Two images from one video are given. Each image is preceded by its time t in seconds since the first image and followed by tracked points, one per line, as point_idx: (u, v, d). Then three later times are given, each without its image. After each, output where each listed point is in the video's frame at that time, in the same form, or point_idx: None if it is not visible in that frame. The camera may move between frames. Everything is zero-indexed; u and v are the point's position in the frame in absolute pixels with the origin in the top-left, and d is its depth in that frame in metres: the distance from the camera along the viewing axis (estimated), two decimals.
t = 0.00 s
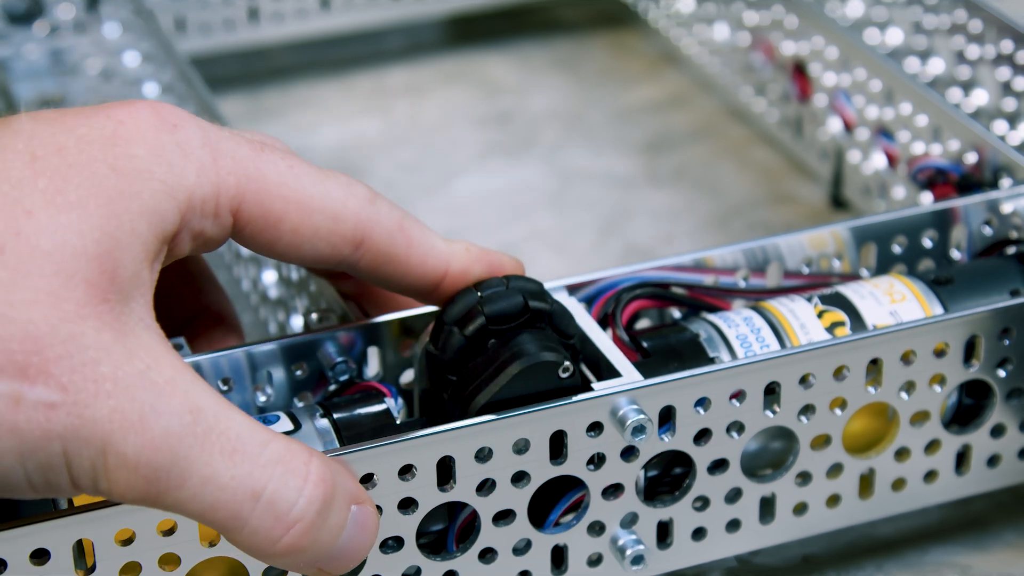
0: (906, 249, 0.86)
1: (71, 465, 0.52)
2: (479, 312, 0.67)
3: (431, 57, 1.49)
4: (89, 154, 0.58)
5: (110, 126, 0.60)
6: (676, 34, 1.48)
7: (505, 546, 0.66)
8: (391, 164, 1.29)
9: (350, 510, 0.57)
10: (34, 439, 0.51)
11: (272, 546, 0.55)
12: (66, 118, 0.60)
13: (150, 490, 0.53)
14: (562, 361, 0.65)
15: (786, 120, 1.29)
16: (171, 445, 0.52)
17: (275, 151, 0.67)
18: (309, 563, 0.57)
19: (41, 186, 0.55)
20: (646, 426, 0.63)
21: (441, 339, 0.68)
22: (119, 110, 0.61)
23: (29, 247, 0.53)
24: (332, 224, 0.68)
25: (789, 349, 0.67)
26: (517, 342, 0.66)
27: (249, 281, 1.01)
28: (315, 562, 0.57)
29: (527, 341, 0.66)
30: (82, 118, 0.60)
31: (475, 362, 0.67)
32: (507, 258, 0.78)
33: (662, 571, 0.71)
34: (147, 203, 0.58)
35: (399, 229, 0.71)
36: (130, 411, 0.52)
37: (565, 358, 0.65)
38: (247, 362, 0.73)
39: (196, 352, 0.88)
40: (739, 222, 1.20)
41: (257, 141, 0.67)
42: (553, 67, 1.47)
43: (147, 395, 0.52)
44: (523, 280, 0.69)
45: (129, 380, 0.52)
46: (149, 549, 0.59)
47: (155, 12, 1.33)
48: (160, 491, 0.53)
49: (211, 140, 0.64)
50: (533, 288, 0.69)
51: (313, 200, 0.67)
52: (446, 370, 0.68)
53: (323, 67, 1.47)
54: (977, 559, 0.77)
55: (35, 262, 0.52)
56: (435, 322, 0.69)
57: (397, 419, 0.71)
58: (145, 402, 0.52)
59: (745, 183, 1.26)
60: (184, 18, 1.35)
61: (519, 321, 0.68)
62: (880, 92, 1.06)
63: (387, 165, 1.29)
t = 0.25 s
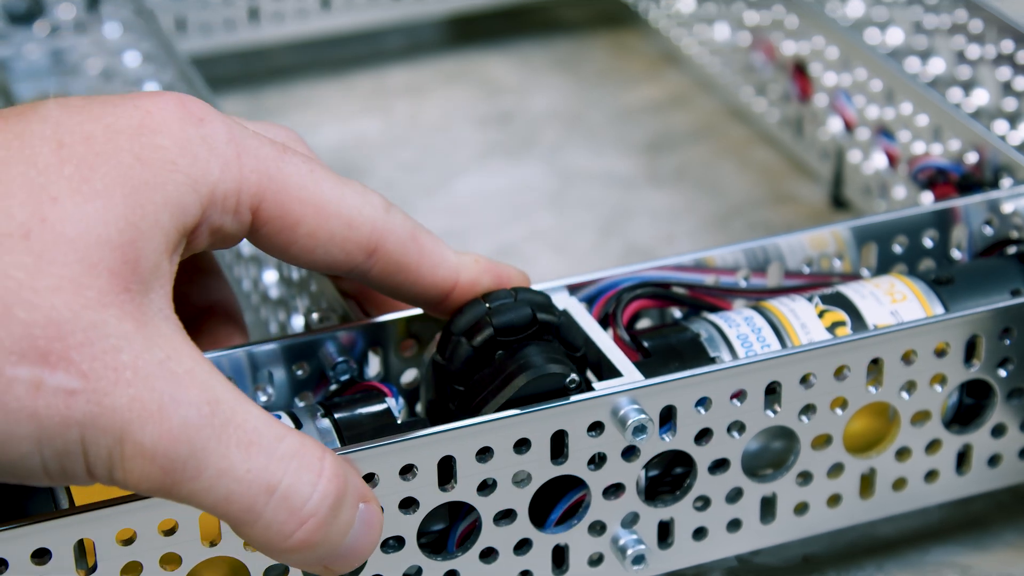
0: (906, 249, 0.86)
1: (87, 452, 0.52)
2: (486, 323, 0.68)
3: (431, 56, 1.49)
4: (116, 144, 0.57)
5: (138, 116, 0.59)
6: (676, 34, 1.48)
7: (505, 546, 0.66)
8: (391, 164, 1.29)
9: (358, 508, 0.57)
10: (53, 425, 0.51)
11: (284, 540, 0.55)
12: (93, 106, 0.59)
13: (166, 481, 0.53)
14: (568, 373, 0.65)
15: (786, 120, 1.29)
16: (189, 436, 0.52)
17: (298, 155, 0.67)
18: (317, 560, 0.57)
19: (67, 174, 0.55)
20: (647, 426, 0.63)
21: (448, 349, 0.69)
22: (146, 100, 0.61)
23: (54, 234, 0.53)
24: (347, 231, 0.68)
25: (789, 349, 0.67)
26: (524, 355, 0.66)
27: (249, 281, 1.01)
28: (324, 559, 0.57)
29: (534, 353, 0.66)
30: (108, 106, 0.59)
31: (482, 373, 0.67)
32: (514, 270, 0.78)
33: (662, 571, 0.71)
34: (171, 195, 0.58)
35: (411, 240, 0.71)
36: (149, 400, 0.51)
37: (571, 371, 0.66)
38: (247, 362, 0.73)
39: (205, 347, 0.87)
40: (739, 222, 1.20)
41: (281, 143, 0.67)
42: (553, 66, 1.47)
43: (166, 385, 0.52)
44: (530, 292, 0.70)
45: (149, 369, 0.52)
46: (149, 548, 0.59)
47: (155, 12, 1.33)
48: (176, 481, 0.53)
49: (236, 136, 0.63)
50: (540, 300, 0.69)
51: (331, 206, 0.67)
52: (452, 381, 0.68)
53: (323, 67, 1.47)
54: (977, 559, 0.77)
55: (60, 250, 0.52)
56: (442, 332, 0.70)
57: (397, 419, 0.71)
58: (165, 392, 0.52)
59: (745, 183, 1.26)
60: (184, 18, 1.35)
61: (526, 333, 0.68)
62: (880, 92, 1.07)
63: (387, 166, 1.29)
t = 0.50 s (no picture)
0: (906, 249, 0.86)
1: (86, 453, 0.52)
2: (486, 323, 0.68)
3: (431, 57, 1.49)
4: (117, 147, 0.57)
5: (139, 120, 0.59)
6: (677, 34, 1.48)
7: (505, 546, 0.66)
8: (391, 164, 1.29)
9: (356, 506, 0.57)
10: (51, 426, 0.51)
11: (282, 539, 0.55)
12: (95, 109, 0.59)
13: (164, 480, 0.53)
14: (568, 374, 0.65)
15: (786, 120, 1.29)
16: (188, 435, 0.52)
17: (298, 160, 0.67)
18: (316, 558, 0.57)
19: (68, 176, 0.55)
20: (647, 426, 0.63)
21: (448, 350, 0.69)
22: (148, 104, 0.61)
23: (53, 236, 0.53)
24: (347, 236, 0.67)
25: (789, 349, 0.67)
26: (524, 355, 0.66)
27: (249, 281, 1.01)
28: (323, 557, 0.57)
29: (533, 353, 0.66)
30: (109, 109, 0.59)
31: (482, 373, 0.67)
32: (514, 270, 0.78)
33: (662, 571, 0.71)
34: (171, 199, 0.58)
35: (412, 245, 0.71)
36: (148, 401, 0.52)
37: (571, 371, 0.66)
38: (247, 362, 0.73)
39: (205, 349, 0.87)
40: (739, 222, 1.20)
41: (282, 149, 0.67)
42: (553, 66, 1.47)
43: (164, 385, 0.52)
44: (530, 293, 0.70)
45: (147, 370, 0.52)
46: (149, 549, 0.59)
47: (155, 12, 1.34)
48: (175, 481, 0.53)
49: (238, 143, 0.63)
50: (540, 300, 0.69)
51: (331, 211, 0.67)
52: (453, 381, 0.68)
53: (323, 67, 1.47)
54: (977, 559, 0.77)
55: (58, 251, 0.52)
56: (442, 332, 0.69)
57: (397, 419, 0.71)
58: (163, 392, 0.52)
59: (745, 183, 1.26)
60: (184, 18, 1.35)
61: (526, 333, 0.68)
62: (880, 92, 1.07)
63: (387, 166, 1.29)
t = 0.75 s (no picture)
0: (906, 249, 0.86)
1: (83, 456, 0.52)
2: (483, 319, 0.68)
3: (431, 56, 1.49)
4: (108, 150, 0.57)
5: (128, 122, 0.59)
6: (676, 34, 1.48)
7: (505, 546, 0.66)
8: (391, 164, 1.29)
9: (354, 510, 0.57)
10: (48, 429, 0.51)
11: (277, 542, 0.55)
12: (84, 113, 0.59)
13: (160, 483, 0.53)
14: (565, 369, 0.65)
15: (786, 120, 1.29)
16: (182, 438, 0.52)
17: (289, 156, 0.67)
18: (314, 560, 0.57)
19: (59, 180, 0.55)
20: (647, 426, 0.63)
21: (445, 345, 0.69)
22: (137, 106, 0.61)
23: (47, 240, 0.53)
24: (341, 231, 0.68)
25: (789, 349, 0.67)
26: (521, 350, 0.66)
27: (249, 280, 1.01)
28: (320, 560, 0.57)
29: (530, 349, 0.66)
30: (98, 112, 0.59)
31: (480, 369, 0.67)
32: (510, 266, 0.78)
33: (662, 571, 0.71)
34: (164, 200, 0.58)
35: (406, 238, 0.71)
36: (144, 404, 0.52)
37: (568, 366, 0.66)
38: (247, 362, 0.73)
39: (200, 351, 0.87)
40: (739, 222, 1.20)
41: (273, 146, 0.67)
42: (553, 66, 1.47)
43: (160, 388, 0.52)
44: (527, 288, 0.70)
45: (142, 374, 0.52)
46: (149, 549, 0.59)
47: (155, 12, 1.33)
48: (169, 484, 0.53)
49: (228, 141, 0.63)
50: (537, 296, 0.69)
51: (325, 207, 0.67)
52: (450, 376, 0.68)
53: (323, 67, 1.47)
54: (977, 559, 0.77)
55: (52, 255, 0.52)
56: (439, 328, 0.70)
57: (397, 418, 0.71)
58: (158, 395, 0.52)
59: (745, 183, 1.26)
60: (184, 18, 1.35)
61: (523, 329, 0.68)
62: (880, 92, 1.07)
63: (387, 166, 1.29)
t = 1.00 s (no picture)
0: (906, 249, 0.86)
1: (75, 460, 0.52)
2: (479, 307, 0.68)
3: (431, 56, 1.49)
4: (100, 149, 0.57)
5: (120, 121, 0.59)
6: (676, 34, 1.48)
7: (505, 546, 0.66)
8: (391, 164, 1.29)
9: (344, 518, 0.56)
10: (41, 433, 0.51)
11: (261, 549, 0.55)
12: (76, 111, 0.59)
13: (148, 488, 0.53)
14: (561, 358, 0.65)
15: (786, 120, 1.29)
16: (171, 445, 0.52)
17: (282, 141, 0.67)
18: (301, 566, 0.57)
19: (51, 181, 0.55)
20: (647, 426, 0.63)
21: (441, 333, 0.68)
22: (128, 104, 0.61)
23: (41, 243, 0.52)
24: (339, 213, 0.68)
25: (789, 349, 0.67)
26: (517, 338, 0.66)
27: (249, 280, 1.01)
28: (307, 565, 0.57)
29: (526, 337, 0.66)
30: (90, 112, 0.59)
31: (475, 357, 0.67)
32: (508, 255, 0.79)
33: (662, 571, 0.71)
34: (157, 199, 0.58)
35: (405, 220, 0.72)
36: (135, 409, 0.52)
37: (564, 355, 0.66)
38: (247, 361, 0.73)
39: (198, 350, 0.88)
40: (739, 222, 1.20)
41: (265, 132, 0.67)
42: (553, 66, 1.47)
43: (151, 394, 0.52)
44: (524, 276, 0.70)
45: (134, 379, 0.52)
46: (149, 549, 0.59)
47: (155, 12, 1.33)
48: (157, 489, 0.53)
49: (220, 133, 0.63)
50: (534, 285, 0.69)
51: (321, 190, 0.67)
52: (446, 364, 0.68)
53: (323, 67, 1.47)
54: (978, 559, 0.77)
55: (46, 258, 0.52)
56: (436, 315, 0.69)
57: (397, 418, 0.71)
58: (150, 400, 0.52)
59: (745, 183, 1.26)
60: (184, 17, 1.35)
61: (519, 317, 0.68)
62: (880, 92, 1.07)
63: (388, 166, 1.29)
